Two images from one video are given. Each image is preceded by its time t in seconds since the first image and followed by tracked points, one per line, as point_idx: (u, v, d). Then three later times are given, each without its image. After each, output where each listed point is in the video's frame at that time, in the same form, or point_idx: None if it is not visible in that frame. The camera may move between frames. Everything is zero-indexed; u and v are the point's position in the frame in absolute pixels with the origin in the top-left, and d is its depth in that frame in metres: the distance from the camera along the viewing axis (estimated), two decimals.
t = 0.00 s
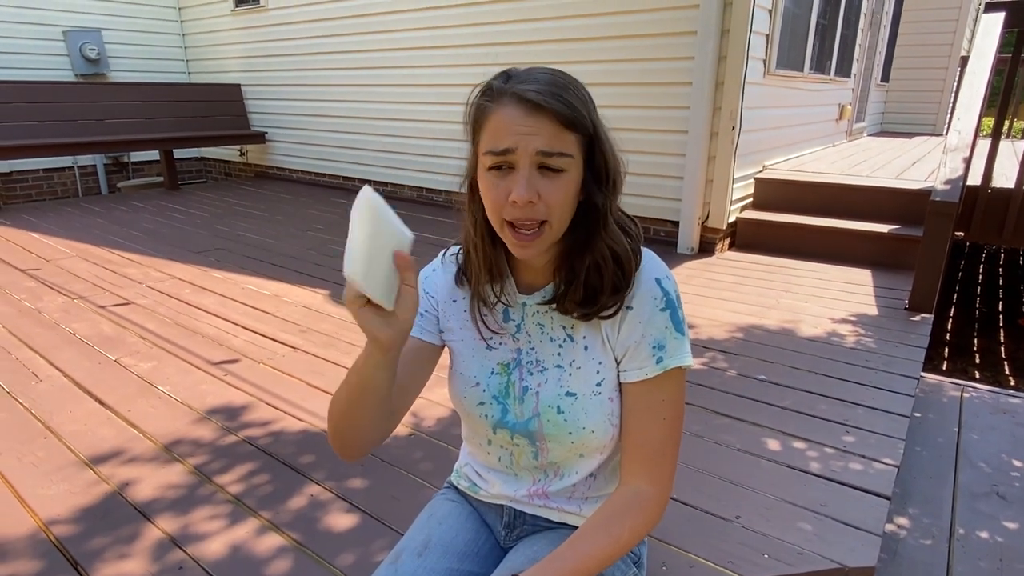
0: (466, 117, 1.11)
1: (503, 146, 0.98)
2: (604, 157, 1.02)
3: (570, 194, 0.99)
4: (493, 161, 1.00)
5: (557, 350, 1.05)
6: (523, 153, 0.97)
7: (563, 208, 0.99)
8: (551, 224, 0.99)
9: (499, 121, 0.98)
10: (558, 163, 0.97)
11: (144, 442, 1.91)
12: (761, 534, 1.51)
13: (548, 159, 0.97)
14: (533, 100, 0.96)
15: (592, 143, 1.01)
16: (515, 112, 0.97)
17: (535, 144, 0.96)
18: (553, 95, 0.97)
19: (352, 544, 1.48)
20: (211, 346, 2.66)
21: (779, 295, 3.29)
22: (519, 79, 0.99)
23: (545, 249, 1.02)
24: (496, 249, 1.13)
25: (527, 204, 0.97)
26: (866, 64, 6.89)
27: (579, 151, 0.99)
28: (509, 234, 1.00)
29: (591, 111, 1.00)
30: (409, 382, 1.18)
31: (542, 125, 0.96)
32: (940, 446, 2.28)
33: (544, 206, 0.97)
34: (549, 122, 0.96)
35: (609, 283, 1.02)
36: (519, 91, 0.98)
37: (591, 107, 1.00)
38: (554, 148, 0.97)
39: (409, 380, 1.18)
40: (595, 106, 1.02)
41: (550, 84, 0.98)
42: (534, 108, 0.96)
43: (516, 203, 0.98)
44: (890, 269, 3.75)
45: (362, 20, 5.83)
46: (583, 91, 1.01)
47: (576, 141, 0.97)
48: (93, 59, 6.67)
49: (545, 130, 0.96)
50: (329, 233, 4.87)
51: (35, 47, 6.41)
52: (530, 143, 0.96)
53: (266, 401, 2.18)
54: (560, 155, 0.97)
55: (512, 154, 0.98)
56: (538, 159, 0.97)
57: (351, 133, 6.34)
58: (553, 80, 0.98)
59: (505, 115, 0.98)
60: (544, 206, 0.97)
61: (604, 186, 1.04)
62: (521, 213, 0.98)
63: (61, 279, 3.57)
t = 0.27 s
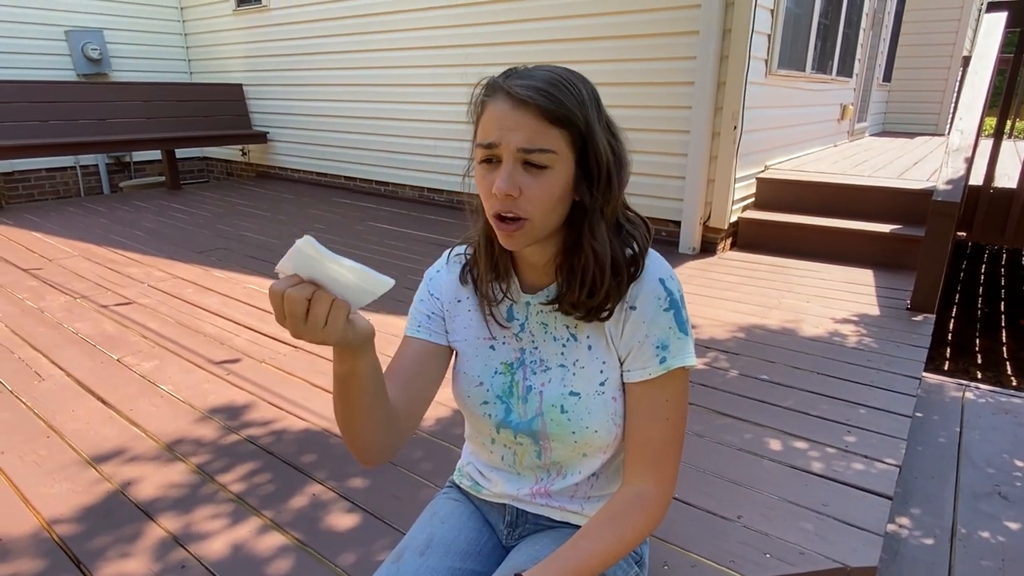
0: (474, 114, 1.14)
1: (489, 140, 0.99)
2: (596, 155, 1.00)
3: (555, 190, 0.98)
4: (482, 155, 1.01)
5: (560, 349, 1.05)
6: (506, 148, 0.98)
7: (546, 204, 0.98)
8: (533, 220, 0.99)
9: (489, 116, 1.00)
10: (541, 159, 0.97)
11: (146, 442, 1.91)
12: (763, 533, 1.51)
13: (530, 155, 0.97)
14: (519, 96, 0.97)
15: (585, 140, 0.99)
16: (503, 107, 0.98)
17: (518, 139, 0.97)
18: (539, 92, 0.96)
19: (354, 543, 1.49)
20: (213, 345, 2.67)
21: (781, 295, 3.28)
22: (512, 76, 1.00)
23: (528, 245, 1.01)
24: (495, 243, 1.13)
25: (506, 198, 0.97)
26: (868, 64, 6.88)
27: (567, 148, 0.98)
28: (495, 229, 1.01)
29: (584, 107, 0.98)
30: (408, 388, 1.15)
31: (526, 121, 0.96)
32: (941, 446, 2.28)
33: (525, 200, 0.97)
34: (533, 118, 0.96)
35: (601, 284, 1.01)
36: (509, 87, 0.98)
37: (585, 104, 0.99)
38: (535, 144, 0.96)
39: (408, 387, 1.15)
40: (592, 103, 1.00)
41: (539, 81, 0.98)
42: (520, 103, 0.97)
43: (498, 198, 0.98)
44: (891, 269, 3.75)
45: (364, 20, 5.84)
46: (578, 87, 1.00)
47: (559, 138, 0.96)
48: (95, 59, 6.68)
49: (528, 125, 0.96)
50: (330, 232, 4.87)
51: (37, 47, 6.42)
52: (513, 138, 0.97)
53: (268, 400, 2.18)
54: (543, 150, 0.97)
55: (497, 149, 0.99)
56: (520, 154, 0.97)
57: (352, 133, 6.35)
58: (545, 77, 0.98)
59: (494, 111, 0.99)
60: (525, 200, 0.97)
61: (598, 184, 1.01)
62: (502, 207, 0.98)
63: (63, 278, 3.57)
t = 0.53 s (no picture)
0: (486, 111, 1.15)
1: (492, 131, 1.00)
2: (599, 152, 1.00)
3: (555, 183, 0.98)
4: (486, 146, 1.02)
5: (564, 348, 1.05)
6: (508, 138, 0.98)
7: (546, 196, 0.98)
8: (531, 211, 0.99)
9: (494, 108, 1.01)
10: (542, 150, 0.97)
11: (148, 440, 1.92)
12: (765, 532, 1.51)
13: (531, 146, 0.97)
14: (524, 89, 0.98)
15: (589, 136, 0.99)
16: (508, 99, 0.99)
17: (519, 130, 0.97)
18: (544, 86, 0.97)
19: (356, 542, 1.49)
20: (215, 344, 2.67)
21: (783, 294, 3.28)
22: (520, 70, 1.01)
23: (528, 237, 1.01)
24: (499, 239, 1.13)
25: (505, 188, 0.98)
26: (870, 63, 6.88)
27: (569, 142, 0.98)
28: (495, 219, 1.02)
29: (589, 103, 0.99)
30: (415, 386, 1.15)
31: (528, 113, 0.97)
32: (944, 446, 2.27)
33: (523, 190, 0.97)
34: (536, 110, 0.97)
35: (599, 280, 1.01)
36: (515, 81, 1.00)
37: (591, 101, 0.99)
38: (536, 136, 0.97)
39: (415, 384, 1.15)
40: (598, 100, 1.00)
41: (545, 75, 0.98)
42: (524, 96, 0.98)
43: (497, 187, 0.99)
44: (893, 269, 3.74)
45: (365, 19, 5.83)
46: (584, 83, 1.00)
47: (561, 130, 0.96)
48: (97, 59, 6.68)
49: (529, 116, 0.97)
50: (332, 231, 4.87)
51: (39, 46, 6.42)
52: (515, 128, 0.98)
53: (270, 399, 2.18)
54: (544, 142, 0.97)
55: (500, 140, 0.99)
56: (521, 145, 0.97)
57: (353, 132, 6.35)
58: (552, 73, 0.99)
59: (499, 104, 1.00)
60: (523, 191, 0.97)
61: (600, 180, 1.01)
62: (502, 196, 0.99)
63: (66, 277, 3.57)
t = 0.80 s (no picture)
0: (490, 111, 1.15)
1: (494, 130, 1.00)
2: (602, 151, 1.00)
3: (556, 181, 0.98)
4: (489, 145, 1.02)
5: (567, 348, 1.05)
6: (510, 137, 0.98)
7: (546, 194, 0.98)
8: (532, 210, 0.99)
9: (497, 107, 1.01)
10: (543, 149, 0.97)
11: (150, 440, 1.92)
12: (768, 532, 1.51)
13: (533, 145, 0.97)
14: (526, 88, 0.98)
15: (591, 135, 0.99)
16: (511, 98, 0.99)
17: (520, 129, 0.97)
18: (547, 85, 0.97)
19: (358, 542, 1.49)
20: (217, 343, 2.67)
21: (785, 294, 3.28)
22: (522, 70, 1.01)
23: (529, 235, 1.02)
24: (503, 239, 1.13)
25: (506, 186, 0.98)
26: (872, 63, 6.87)
27: (571, 141, 0.98)
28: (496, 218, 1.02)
29: (592, 102, 0.98)
30: (418, 386, 1.15)
31: (530, 111, 0.97)
32: (946, 445, 2.27)
33: (524, 189, 0.98)
34: (537, 109, 0.96)
35: (602, 278, 1.01)
36: (517, 81, 1.00)
37: (594, 100, 0.99)
38: (538, 134, 0.96)
39: (417, 384, 1.15)
40: (601, 99, 1.00)
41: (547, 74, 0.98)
42: (526, 95, 0.98)
43: (498, 186, 0.99)
44: (895, 268, 3.74)
45: (366, 18, 5.83)
46: (587, 83, 1.00)
47: (562, 129, 0.96)
48: (98, 58, 6.68)
49: (531, 115, 0.97)
50: (333, 231, 4.87)
51: (41, 46, 6.42)
52: (517, 127, 0.98)
53: (272, 399, 2.18)
54: (545, 141, 0.97)
55: (502, 139, 1.00)
56: (522, 144, 0.97)
57: (355, 132, 6.35)
58: (555, 72, 0.99)
59: (501, 103, 1.00)
60: (524, 190, 0.98)
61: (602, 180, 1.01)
62: (503, 195, 0.99)
63: (68, 276, 3.58)
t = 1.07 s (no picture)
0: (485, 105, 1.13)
1: (518, 122, 0.99)
2: (618, 145, 1.02)
3: (582, 173, 0.99)
4: (509, 137, 1.00)
5: (568, 345, 1.05)
6: (537, 129, 0.97)
7: (574, 187, 0.99)
8: (561, 202, 0.99)
9: (516, 100, 0.99)
10: (571, 142, 0.97)
11: (151, 438, 1.92)
12: (770, 531, 1.51)
13: (561, 137, 0.97)
14: (550, 80, 0.97)
15: (608, 129, 1.01)
16: (532, 90, 0.98)
17: (549, 121, 0.97)
18: (570, 76, 0.98)
19: (360, 541, 1.48)
20: (218, 342, 2.67)
21: (786, 293, 3.27)
22: (539, 62, 1.00)
23: (553, 227, 1.01)
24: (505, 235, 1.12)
25: (537, 178, 0.97)
26: (873, 62, 6.86)
27: (594, 134, 1.00)
28: (519, 212, 1.00)
29: (609, 97, 1.01)
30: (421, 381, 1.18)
31: (557, 104, 0.97)
32: (948, 444, 2.27)
33: (555, 182, 0.97)
34: (564, 101, 0.97)
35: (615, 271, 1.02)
36: (536, 72, 0.99)
37: (609, 93, 1.01)
38: (567, 126, 0.97)
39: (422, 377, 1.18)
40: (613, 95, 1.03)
41: (568, 67, 0.99)
42: (550, 87, 0.97)
43: (526, 178, 0.98)
44: (897, 267, 3.73)
45: (367, 16, 5.83)
46: (601, 79, 1.02)
47: (589, 121, 0.97)
48: (99, 56, 6.68)
49: (559, 107, 0.97)
50: (334, 229, 4.87)
51: (42, 44, 6.42)
52: (544, 119, 0.97)
53: (273, 397, 2.18)
54: (574, 133, 0.97)
55: (526, 131, 0.98)
56: (551, 136, 0.97)
57: (356, 130, 6.35)
58: (573, 65, 0.99)
59: (521, 95, 0.99)
60: (554, 182, 0.97)
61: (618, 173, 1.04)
62: (532, 187, 0.98)
63: (69, 275, 3.57)
